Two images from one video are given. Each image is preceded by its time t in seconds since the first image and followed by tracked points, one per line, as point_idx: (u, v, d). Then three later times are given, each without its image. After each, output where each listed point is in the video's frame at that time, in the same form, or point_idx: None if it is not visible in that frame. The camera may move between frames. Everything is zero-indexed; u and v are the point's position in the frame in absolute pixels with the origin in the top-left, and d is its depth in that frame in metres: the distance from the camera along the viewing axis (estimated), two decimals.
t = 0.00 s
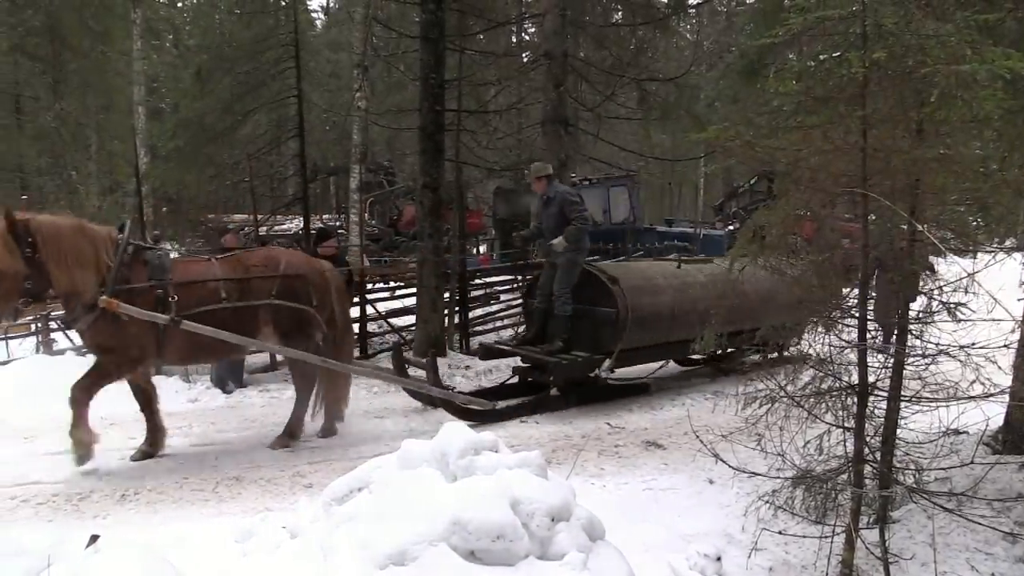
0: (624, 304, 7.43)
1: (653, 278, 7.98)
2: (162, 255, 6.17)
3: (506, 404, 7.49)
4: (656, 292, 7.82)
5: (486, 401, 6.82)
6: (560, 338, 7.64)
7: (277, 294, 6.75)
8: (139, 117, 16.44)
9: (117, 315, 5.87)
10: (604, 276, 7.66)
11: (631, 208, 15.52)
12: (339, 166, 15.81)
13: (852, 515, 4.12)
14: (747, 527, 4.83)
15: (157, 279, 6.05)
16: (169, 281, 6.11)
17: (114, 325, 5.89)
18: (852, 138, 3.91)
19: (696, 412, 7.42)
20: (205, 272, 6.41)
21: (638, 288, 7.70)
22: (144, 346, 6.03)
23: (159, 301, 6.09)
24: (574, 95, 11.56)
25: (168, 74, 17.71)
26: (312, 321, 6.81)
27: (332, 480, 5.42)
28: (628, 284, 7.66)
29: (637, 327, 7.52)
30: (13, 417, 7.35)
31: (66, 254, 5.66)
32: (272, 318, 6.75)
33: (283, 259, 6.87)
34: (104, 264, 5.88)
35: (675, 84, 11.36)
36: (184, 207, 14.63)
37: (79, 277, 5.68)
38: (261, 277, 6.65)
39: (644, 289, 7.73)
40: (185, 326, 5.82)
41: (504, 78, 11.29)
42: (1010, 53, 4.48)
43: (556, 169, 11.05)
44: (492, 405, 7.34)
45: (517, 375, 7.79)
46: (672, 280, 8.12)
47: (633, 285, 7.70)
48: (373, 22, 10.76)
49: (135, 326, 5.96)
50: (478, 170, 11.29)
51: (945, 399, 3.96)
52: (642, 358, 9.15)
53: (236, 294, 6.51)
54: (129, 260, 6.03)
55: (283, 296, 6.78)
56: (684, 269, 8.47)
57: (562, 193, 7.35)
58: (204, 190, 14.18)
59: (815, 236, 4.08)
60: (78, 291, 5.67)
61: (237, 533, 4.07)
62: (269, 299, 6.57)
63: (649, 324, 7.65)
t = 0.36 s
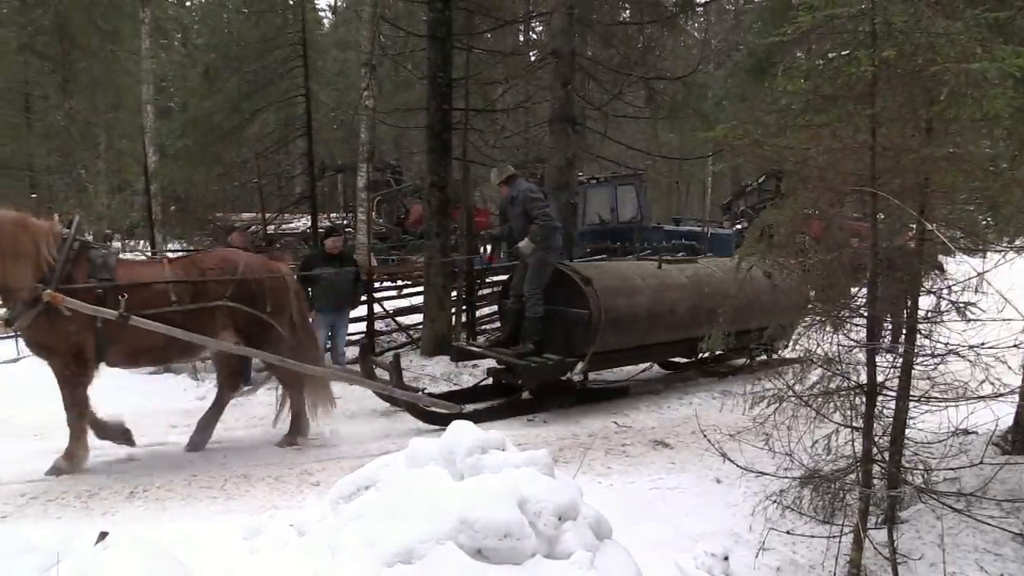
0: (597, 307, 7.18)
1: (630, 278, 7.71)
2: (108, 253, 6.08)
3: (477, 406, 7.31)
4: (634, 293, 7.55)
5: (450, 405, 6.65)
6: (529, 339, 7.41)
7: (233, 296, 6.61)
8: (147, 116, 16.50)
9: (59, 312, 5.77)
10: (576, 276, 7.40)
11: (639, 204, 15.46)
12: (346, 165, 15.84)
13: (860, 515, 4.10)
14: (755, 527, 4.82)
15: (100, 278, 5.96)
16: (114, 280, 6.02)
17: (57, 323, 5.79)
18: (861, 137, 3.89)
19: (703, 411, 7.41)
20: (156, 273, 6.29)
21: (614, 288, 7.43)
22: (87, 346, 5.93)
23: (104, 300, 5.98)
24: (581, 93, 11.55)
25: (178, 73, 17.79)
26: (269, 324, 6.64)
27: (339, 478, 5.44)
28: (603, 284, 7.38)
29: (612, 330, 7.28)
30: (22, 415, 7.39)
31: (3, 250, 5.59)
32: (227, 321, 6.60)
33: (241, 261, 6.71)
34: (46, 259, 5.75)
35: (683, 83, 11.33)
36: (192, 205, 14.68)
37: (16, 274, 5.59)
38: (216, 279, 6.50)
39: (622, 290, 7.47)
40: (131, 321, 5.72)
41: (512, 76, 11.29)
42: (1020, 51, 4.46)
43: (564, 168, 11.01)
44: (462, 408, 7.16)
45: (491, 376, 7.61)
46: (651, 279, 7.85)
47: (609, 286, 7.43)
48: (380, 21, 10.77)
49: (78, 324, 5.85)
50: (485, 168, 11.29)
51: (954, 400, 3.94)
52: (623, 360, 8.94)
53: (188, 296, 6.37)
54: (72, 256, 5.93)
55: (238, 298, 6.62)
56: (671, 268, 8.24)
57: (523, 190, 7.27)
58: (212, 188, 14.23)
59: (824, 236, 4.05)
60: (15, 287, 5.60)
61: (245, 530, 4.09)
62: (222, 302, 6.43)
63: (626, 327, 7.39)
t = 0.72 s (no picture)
0: (570, 308, 6.99)
1: (607, 277, 7.51)
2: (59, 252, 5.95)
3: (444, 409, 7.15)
4: (610, 293, 7.36)
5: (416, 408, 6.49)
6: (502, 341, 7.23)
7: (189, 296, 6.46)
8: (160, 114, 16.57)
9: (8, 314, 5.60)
10: (551, 276, 7.19)
11: (651, 204, 15.12)
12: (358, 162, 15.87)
13: (871, 514, 4.08)
14: (766, 526, 4.81)
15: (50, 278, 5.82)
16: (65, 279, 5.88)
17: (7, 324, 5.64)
18: (874, 135, 3.89)
19: (715, 409, 7.39)
20: (109, 272, 6.15)
21: (588, 288, 7.23)
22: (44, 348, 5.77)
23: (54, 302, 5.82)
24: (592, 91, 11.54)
25: (190, 71, 17.85)
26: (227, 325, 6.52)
27: (350, 475, 5.46)
28: (578, 284, 7.19)
29: (585, 331, 7.11)
30: (35, 410, 7.43)
31: None
32: (183, 322, 6.47)
33: (197, 259, 6.57)
34: None
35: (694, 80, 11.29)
36: (204, 203, 14.73)
37: None
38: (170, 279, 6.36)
39: (597, 291, 7.28)
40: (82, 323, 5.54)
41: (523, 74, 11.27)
42: None
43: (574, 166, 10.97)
44: (427, 410, 7.02)
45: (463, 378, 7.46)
46: (630, 279, 7.65)
47: (584, 285, 7.24)
48: (392, 19, 10.77)
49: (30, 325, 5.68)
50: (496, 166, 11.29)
51: (967, 400, 3.91)
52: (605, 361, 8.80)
53: (142, 296, 6.23)
54: (21, 256, 5.82)
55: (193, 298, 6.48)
56: (656, 268, 8.06)
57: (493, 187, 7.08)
58: (224, 186, 14.28)
59: (837, 234, 4.02)
60: None
61: (257, 525, 4.11)
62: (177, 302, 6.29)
63: (600, 328, 7.22)
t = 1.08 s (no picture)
0: (542, 309, 6.82)
1: (583, 278, 7.36)
2: None
3: (413, 412, 7.01)
4: (585, 294, 7.20)
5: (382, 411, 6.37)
6: (473, 342, 7.05)
7: (139, 294, 6.05)
8: (173, 113, 16.64)
9: None
10: (523, 277, 7.00)
11: (662, 203, 15.11)
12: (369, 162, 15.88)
13: (884, 516, 4.05)
14: (778, 527, 4.79)
15: None
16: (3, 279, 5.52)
17: None
18: (888, 134, 3.86)
19: (726, 410, 7.36)
20: (53, 267, 5.74)
21: (562, 289, 7.08)
22: None
23: None
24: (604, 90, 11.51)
25: (203, 71, 17.92)
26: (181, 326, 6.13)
27: (361, 474, 5.46)
28: (552, 284, 7.04)
29: (559, 333, 6.96)
30: (25, 410, 7.29)
31: None
32: (134, 322, 6.08)
33: (147, 256, 6.13)
34: None
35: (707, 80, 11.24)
36: (216, 202, 14.77)
37: None
38: (117, 277, 5.94)
39: (572, 291, 7.12)
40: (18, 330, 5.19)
41: (534, 73, 11.25)
42: None
43: (586, 166, 10.94)
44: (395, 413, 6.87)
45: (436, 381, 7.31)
46: (607, 280, 7.49)
47: (557, 286, 7.08)
48: (404, 19, 10.79)
49: None
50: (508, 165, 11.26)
51: (981, 401, 3.88)
52: (587, 364, 8.65)
53: (88, 293, 5.82)
54: None
55: (143, 295, 6.07)
56: (639, 268, 7.91)
57: (465, 185, 6.89)
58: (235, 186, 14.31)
59: (849, 234, 3.99)
60: None
61: (268, 523, 4.11)
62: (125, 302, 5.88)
63: (574, 329, 7.06)
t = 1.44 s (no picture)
0: (517, 309, 6.66)
1: (562, 277, 7.16)
2: None
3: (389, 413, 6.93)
4: (564, 293, 7.00)
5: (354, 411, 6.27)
6: (446, 342, 6.90)
7: (90, 293, 5.98)
8: (192, 113, 16.78)
9: None
10: (498, 276, 6.85)
11: (680, 202, 15.13)
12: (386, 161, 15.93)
13: (904, 518, 4.01)
14: (796, 528, 4.76)
15: None
16: None
17: None
18: (909, 132, 3.82)
19: (744, 410, 7.31)
20: None
21: (539, 288, 6.89)
22: None
23: None
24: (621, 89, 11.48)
25: (222, 71, 18.07)
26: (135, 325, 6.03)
27: (379, 472, 5.49)
28: (528, 283, 6.87)
29: (536, 334, 6.77)
30: (47, 407, 7.32)
31: None
32: (87, 322, 6.00)
33: (98, 253, 6.06)
34: None
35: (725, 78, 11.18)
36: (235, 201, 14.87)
37: None
38: (66, 275, 5.86)
39: (550, 291, 6.94)
40: None
41: (551, 72, 11.24)
42: None
43: (603, 164, 10.91)
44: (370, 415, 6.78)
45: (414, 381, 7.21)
46: (588, 280, 7.29)
47: (534, 285, 6.91)
48: (421, 18, 10.81)
49: None
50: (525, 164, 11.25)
51: (1003, 402, 3.83)
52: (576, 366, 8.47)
53: (33, 291, 5.73)
54: None
55: (92, 296, 5.98)
56: (624, 268, 7.70)
57: (442, 184, 6.68)
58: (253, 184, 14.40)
59: (870, 233, 3.96)
60: None
61: (286, 519, 4.14)
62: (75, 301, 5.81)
63: (552, 330, 6.87)
